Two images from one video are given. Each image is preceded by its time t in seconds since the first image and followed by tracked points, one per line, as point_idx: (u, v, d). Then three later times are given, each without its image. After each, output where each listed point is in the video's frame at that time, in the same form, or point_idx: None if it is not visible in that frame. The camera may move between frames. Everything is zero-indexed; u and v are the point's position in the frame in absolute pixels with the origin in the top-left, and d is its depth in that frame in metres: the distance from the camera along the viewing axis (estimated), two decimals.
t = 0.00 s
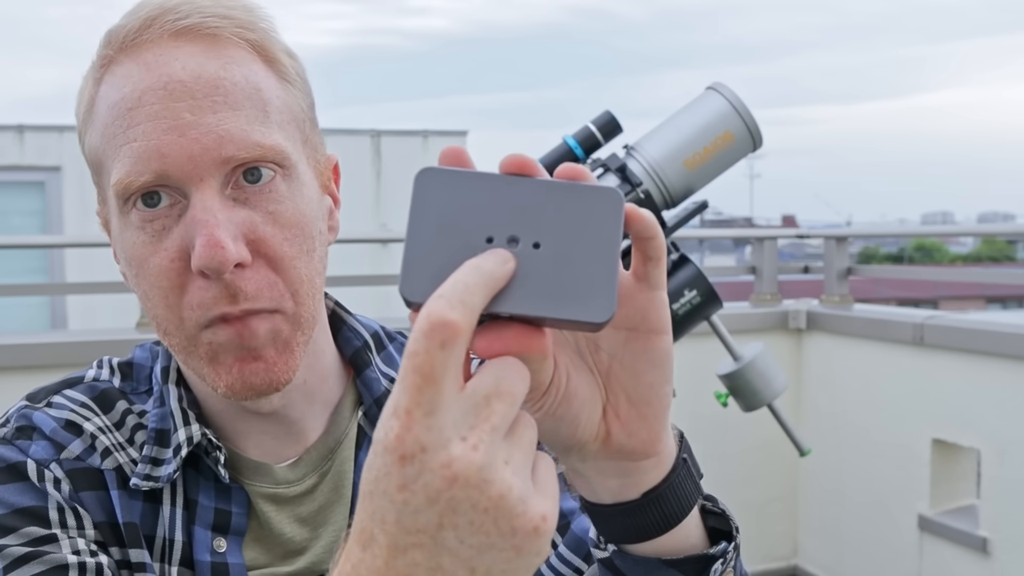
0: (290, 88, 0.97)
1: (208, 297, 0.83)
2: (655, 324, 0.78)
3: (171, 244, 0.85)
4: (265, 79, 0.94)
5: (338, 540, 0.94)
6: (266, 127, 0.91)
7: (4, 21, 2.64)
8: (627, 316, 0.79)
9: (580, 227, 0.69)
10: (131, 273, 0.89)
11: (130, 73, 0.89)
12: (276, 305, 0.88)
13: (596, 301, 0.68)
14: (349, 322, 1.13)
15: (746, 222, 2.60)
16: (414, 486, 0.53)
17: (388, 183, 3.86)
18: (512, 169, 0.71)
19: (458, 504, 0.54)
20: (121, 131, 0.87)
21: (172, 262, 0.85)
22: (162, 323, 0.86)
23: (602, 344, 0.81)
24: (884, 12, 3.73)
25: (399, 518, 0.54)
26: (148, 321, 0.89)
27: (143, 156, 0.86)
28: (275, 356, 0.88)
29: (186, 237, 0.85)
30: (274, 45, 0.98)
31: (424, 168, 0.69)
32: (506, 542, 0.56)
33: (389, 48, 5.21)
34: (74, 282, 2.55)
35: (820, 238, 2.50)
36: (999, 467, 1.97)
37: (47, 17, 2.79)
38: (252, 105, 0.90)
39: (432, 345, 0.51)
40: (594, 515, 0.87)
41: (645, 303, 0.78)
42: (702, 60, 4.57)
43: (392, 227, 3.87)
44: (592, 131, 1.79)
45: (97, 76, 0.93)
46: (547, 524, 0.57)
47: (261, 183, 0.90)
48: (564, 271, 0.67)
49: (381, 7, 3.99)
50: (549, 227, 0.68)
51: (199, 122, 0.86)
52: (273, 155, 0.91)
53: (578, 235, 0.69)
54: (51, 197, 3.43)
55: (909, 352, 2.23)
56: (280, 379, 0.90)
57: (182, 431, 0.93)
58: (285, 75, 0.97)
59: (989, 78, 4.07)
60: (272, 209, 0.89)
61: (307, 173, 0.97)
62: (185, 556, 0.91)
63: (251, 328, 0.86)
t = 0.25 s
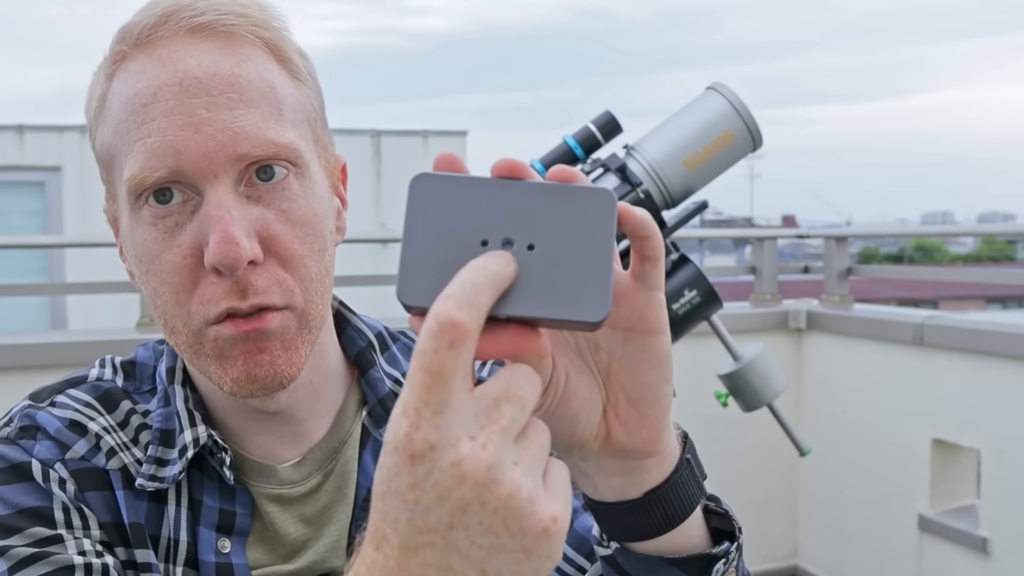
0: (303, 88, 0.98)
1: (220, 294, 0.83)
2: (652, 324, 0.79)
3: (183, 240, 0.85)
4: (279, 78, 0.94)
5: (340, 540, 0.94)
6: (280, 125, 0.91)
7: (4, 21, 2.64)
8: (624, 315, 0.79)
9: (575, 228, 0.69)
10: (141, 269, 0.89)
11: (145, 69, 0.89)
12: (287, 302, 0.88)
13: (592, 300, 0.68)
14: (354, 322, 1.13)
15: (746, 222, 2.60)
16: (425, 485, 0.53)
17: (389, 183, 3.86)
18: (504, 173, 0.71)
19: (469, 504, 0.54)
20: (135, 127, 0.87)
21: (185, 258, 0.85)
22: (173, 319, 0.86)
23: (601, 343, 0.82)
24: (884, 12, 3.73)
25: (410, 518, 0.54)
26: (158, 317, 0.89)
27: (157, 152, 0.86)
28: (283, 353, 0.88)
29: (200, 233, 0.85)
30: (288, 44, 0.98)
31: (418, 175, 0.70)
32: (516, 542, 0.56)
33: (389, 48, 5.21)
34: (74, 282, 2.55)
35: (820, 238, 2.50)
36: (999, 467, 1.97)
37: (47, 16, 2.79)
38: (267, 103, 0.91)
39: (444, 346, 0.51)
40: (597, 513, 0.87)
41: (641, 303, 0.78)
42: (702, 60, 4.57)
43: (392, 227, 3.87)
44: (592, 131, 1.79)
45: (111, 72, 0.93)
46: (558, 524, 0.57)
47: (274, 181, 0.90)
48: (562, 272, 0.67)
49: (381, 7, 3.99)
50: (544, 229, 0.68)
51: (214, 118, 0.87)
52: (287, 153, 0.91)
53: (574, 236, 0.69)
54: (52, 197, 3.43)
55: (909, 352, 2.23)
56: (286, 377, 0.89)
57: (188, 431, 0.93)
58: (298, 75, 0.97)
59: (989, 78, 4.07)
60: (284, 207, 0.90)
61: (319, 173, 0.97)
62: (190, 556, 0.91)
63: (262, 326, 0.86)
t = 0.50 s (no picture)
0: (307, 82, 0.98)
1: (219, 277, 0.83)
2: (660, 327, 0.79)
3: (185, 225, 0.85)
4: (283, 69, 0.95)
5: (340, 541, 0.93)
6: (283, 113, 0.92)
7: (4, 21, 2.64)
8: (632, 318, 0.79)
9: (584, 232, 0.69)
10: (141, 257, 0.89)
11: (150, 57, 0.90)
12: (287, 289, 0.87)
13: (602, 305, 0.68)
14: (355, 322, 1.13)
15: (746, 222, 2.60)
16: (428, 487, 0.54)
17: (388, 183, 3.86)
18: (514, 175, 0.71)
19: (472, 507, 0.54)
20: (138, 112, 0.88)
21: (185, 242, 0.85)
22: (171, 306, 0.86)
23: (609, 342, 0.82)
24: (884, 12, 3.73)
25: (413, 520, 0.55)
26: (157, 306, 0.88)
27: (160, 135, 0.86)
28: (283, 344, 0.87)
29: (201, 217, 0.85)
30: (292, 38, 0.99)
31: (427, 175, 0.70)
32: (519, 544, 0.56)
33: (389, 48, 5.21)
34: (74, 282, 2.55)
35: (819, 238, 2.50)
36: (999, 467, 1.97)
37: (47, 16, 2.79)
38: (269, 89, 0.91)
39: (453, 346, 0.51)
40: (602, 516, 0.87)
41: (650, 306, 0.78)
42: (702, 60, 4.58)
43: (392, 227, 3.87)
44: (592, 132, 1.79)
45: (116, 62, 0.94)
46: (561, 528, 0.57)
47: (277, 168, 0.90)
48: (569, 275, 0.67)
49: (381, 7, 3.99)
50: (553, 232, 0.68)
51: (217, 102, 0.87)
52: (288, 140, 0.91)
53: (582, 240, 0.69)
54: (52, 197, 3.43)
55: (909, 352, 2.23)
56: (287, 370, 0.88)
57: (190, 432, 0.93)
58: (302, 69, 0.98)
59: (988, 78, 4.07)
60: (286, 194, 0.90)
61: (319, 164, 0.97)
62: (191, 556, 0.91)
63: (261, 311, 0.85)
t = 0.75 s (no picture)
0: (313, 84, 0.98)
1: (229, 282, 0.83)
2: (656, 330, 0.79)
3: (194, 230, 0.85)
4: (291, 72, 0.95)
5: (340, 540, 0.94)
6: (291, 116, 0.92)
7: (4, 21, 2.64)
8: (628, 321, 0.80)
9: (576, 232, 0.69)
10: (149, 261, 0.89)
11: (158, 60, 0.90)
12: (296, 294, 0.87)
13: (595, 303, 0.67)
14: (356, 323, 1.13)
15: (746, 222, 2.60)
16: (420, 484, 0.53)
17: (388, 183, 3.86)
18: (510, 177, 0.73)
19: (463, 502, 0.54)
20: (147, 115, 0.88)
21: (195, 247, 0.85)
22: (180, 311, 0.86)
23: (607, 345, 0.82)
24: (884, 12, 3.73)
25: (406, 518, 0.54)
26: (164, 310, 0.88)
27: (169, 139, 0.86)
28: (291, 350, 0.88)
29: (211, 221, 0.85)
30: (298, 41, 0.99)
31: (426, 176, 0.70)
32: (514, 538, 0.56)
33: (389, 47, 5.20)
34: (74, 282, 2.55)
35: (819, 238, 2.50)
36: (999, 467, 1.97)
37: (48, 16, 2.79)
38: (277, 92, 0.91)
39: (435, 343, 0.52)
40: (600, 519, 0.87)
41: (646, 310, 0.79)
42: (702, 60, 4.58)
43: (392, 227, 3.87)
44: (592, 131, 1.79)
45: (123, 63, 0.94)
46: (553, 515, 0.57)
47: (285, 172, 0.90)
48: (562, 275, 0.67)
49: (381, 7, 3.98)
50: (548, 233, 0.68)
51: (227, 105, 0.87)
52: (297, 144, 0.92)
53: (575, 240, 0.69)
54: (52, 197, 3.43)
55: (909, 352, 2.23)
56: (294, 376, 0.89)
57: (191, 432, 0.93)
58: (308, 71, 0.98)
59: (988, 78, 4.07)
60: (295, 198, 0.90)
61: (326, 167, 0.97)
62: (191, 556, 0.91)
63: (271, 316, 0.86)
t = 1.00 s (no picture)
0: (326, 86, 0.99)
1: (252, 280, 0.83)
2: (678, 335, 0.79)
3: (215, 228, 0.85)
4: (309, 75, 0.96)
5: (340, 540, 0.94)
6: (312, 118, 0.93)
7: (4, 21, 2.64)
8: (650, 325, 0.79)
9: (602, 234, 0.69)
10: (162, 258, 0.88)
11: (180, 57, 0.89)
12: (315, 292, 0.89)
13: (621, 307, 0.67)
14: (357, 323, 1.13)
15: (747, 222, 2.59)
16: (443, 489, 0.54)
17: (388, 183, 3.86)
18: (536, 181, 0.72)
19: (484, 510, 0.54)
20: (169, 113, 0.87)
21: (215, 245, 0.85)
22: (196, 308, 0.85)
23: (627, 347, 0.81)
24: (885, 12, 3.72)
25: (428, 520, 0.55)
26: (178, 308, 0.87)
27: (193, 137, 0.86)
28: (311, 347, 0.88)
29: (234, 219, 0.85)
30: (312, 42, 1.00)
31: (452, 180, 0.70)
32: (531, 548, 0.56)
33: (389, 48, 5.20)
34: (74, 282, 2.55)
35: (819, 238, 2.50)
36: (999, 467, 1.97)
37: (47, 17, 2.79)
38: (299, 94, 0.92)
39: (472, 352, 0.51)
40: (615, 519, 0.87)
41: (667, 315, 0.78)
42: (703, 60, 4.58)
43: (392, 227, 3.87)
44: (592, 131, 1.79)
45: (138, 58, 0.92)
46: (571, 527, 0.57)
47: (305, 172, 0.92)
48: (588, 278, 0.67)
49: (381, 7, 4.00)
50: (575, 238, 0.68)
51: (252, 105, 0.87)
52: (317, 145, 0.93)
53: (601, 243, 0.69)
54: (52, 197, 3.43)
55: (909, 352, 2.23)
56: (311, 372, 0.89)
57: (194, 433, 0.93)
58: (321, 73, 0.99)
59: (989, 78, 4.06)
60: (314, 198, 0.91)
61: (337, 168, 0.98)
62: (193, 556, 0.91)
63: (291, 314, 0.87)
